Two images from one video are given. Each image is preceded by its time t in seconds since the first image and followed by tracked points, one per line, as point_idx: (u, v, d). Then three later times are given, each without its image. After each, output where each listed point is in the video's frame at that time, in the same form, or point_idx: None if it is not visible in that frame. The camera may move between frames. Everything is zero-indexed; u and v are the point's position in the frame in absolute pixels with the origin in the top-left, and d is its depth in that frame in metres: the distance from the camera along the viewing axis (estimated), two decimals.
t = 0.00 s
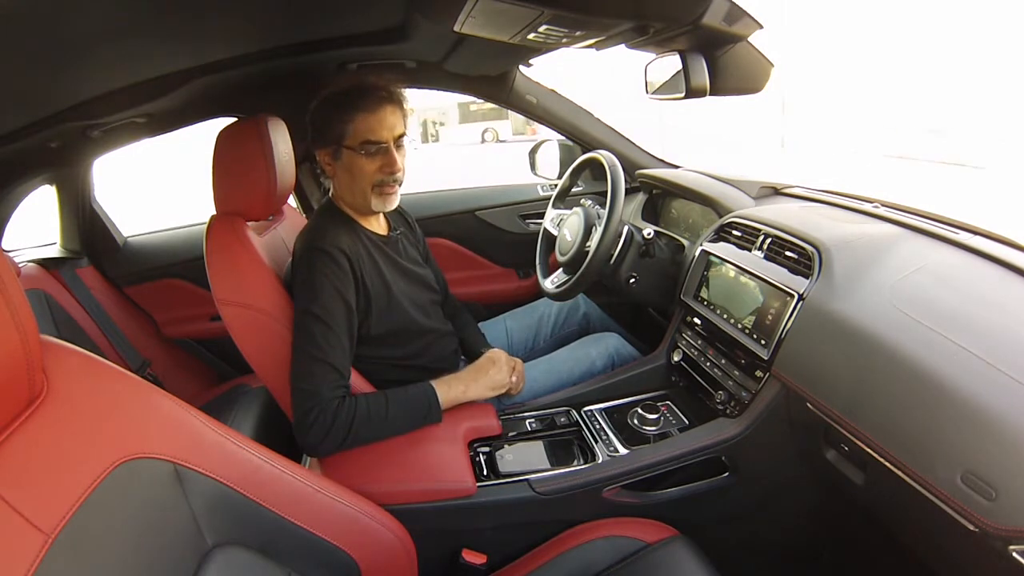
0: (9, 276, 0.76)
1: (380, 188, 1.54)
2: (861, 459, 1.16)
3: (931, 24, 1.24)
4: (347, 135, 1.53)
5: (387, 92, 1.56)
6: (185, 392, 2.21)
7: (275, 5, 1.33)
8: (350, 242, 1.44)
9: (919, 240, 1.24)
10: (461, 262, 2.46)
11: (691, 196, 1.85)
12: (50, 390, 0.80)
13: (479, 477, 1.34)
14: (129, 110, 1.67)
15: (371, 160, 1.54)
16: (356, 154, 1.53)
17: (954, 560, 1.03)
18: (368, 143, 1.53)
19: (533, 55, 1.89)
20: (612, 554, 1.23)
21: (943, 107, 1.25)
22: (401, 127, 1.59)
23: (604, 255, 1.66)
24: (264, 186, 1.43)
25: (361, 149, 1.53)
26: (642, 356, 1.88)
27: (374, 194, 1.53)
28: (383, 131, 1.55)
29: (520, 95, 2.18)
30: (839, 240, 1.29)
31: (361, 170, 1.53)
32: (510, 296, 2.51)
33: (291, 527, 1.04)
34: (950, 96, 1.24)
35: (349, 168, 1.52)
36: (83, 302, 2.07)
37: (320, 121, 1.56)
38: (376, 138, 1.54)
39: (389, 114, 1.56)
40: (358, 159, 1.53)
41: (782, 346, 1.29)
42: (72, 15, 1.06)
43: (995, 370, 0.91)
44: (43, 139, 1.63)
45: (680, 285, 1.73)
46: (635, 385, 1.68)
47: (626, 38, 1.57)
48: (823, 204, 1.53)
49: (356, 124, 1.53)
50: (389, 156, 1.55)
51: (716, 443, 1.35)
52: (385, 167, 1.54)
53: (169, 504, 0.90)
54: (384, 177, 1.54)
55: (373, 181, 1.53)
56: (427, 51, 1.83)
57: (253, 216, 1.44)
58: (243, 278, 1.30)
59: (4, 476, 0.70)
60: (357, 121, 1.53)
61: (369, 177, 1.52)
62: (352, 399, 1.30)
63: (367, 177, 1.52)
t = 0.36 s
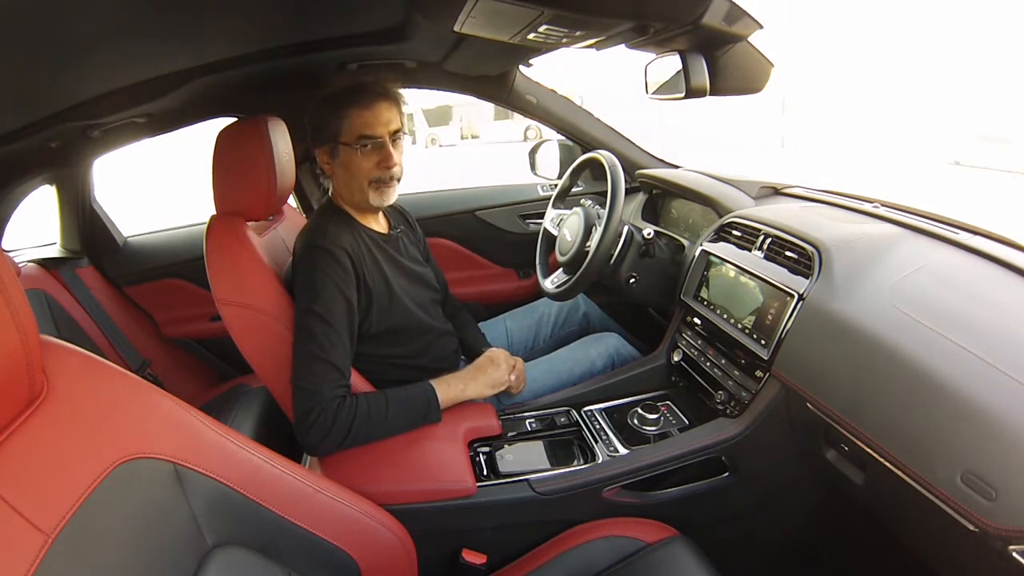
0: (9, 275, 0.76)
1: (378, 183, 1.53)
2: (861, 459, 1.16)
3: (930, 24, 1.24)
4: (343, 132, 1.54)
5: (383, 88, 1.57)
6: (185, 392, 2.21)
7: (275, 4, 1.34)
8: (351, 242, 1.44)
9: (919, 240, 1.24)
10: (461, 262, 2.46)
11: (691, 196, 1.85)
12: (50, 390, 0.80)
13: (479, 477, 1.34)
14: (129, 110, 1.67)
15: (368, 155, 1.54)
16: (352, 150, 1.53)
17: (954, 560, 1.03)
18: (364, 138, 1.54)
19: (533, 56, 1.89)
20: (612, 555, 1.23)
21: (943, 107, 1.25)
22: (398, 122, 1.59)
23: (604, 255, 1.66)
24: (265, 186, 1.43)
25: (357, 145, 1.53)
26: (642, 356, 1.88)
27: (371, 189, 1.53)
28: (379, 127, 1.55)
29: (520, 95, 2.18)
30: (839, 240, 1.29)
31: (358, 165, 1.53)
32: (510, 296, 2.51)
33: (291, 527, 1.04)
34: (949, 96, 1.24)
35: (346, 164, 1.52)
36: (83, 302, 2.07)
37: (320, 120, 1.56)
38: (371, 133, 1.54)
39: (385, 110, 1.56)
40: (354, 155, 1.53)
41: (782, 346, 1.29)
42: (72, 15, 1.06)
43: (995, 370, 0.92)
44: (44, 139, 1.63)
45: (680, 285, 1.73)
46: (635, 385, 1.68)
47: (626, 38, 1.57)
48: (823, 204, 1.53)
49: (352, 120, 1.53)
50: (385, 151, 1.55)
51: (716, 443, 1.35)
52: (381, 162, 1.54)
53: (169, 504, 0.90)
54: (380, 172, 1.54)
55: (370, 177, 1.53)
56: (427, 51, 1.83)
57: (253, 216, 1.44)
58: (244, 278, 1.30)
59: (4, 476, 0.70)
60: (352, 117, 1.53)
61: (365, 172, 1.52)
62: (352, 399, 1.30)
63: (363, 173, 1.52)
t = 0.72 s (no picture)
0: (9, 275, 0.76)
1: (376, 186, 1.53)
2: (861, 459, 1.16)
3: (930, 24, 1.24)
4: (343, 134, 1.54)
5: (385, 91, 1.57)
6: (185, 392, 2.21)
7: (275, 4, 1.33)
8: (350, 242, 1.44)
9: (919, 240, 1.24)
10: (461, 262, 2.46)
11: (692, 196, 1.85)
12: (50, 390, 0.80)
13: (479, 477, 1.34)
14: (129, 110, 1.67)
15: (367, 158, 1.54)
16: (352, 151, 1.53)
17: (953, 559, 1.03)
18: (364, 141, 1.54)
19: (533, 55, 1.89)
20: (612, 555, 1.23)
21: (943, 106, 1.25)
22: (399, 126, 1.59)
23: (604, 255, 1.66)
24: (265, 186, 1.43)
25: (357, 147, 1.54)
26: (642, 356, 1.88)
27: (369, 193, 1.53)
28: (379, 130, 1.55)
29: (520, 95, 2.18)
30: (839, 240, 1.29)
31: (357, 168, 1.53)
32: (510, 296, 2.51)
33: (291, 527, 1.04)
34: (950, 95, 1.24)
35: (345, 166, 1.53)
36: (83, 302, 2.07)
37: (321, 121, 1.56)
38: (371, 136, 1.54)
39: (386, 113, 1.55)
40: (353, 157, 1.53)
41: (782, 346, 1.29)
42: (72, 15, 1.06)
43: (995, 370, 0.92)
44: (44, 139, 1.63)
45: (680, 285, 1.73)
46: (635, 385, 1.68)
47: (626, 38, 1.57)
48: (823, 204, 1.53)
49: (352, 122, 1.53)
50: (384, 155, 1.55)
51: (715, 443, 1.35)
52: (380, 166, 1.54)
53: (169, 504, 0.90)
54: (379, 176, 1.54)
55: (369, 180, 1.53)
56: (427, 51, 1.83)
57: (253, 216, 1.44)
58: (244, 278, 1.30)
59: (4, 476, 0.70)
60: (352, 118, 1.53)
61: (364, 175, 1.52)
62: (352, 399, 1.30)
63: (362, 176, 1.52)
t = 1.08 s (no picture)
0: (9, 275, 0.76)
1: (377, 184, 1.53)
2: (861, 459, 1.16)
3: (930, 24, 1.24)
4: (344, 132, 1.54)
5: (385, 90, 1.57)
6: (185, 392, 2.21)
7: (275, 4, 1.33)
8: (350, 242, 1.44)
9: (919, 240, 1.25)
10: (461, 262, 2.46)
11: (691, 196, 1.85)
12: (50, 390, 0.80)
13: (479, 477, 1.34)
14: (129, 110, 1.67)
15: (368, 156, 1.54)
16: (352, 150, 1.53)
17: (953, 559, 1.03)
18: (365, 139, 1.54)
19: (533, 55, 1.89)
20: (612, 555, 1.23)
21: (943, 106, 1.25)
22: (399, 124, 1.59)
23: (604, 255, 1.66)
24: (265, 186, 1.43)
25: (358, 145, 1.54)
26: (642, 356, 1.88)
27: (370, 191, 1.53)
28: (379, 128, 1.55)
29: (520, 95, 2.19)
30: (839, 240, 1.29)
31: (358, 166, 1.53)
32: (510, 296, 2.51)
33: (291, 527, 1.04)
34: (949, 95, 1.24)
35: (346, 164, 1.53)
36: (83, 303, 2.07)
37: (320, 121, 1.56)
38: (372, 134, 1.54)
39: (386, 112, 1.55)
40: (354, 155, 1.53)
41: (782, 346, 1.29)
42: (72, 15, 1.06)
43: (995, 370, 0.92)
44: (44, 139, 1.63)
45: (680, 285, 1.73)
46: (635, 385, 1.68)
47: (626, 38, 1.57)
48: (823, 204, 1.53)
49: (353, 121, 1.53)
50: (385, 153, 1.55)
51: (715, 443, 1.35)
52: (381, 164, 1.54)
53: (169, 504, 0.90)
54: (379, 174, 1.54)
55: (370, 178, 1.53)
56: (427, 51, 1.83)
57: (253, 216, 1.44)
58: (244, 278, 1.30)
59: (4, 476, 0.70)
60: (353, 117, 1.53)
61: (364, 173, 1.52)
62: (352, 399, 1.30)
63: (363, 174, 1.52)
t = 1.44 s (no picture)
0: (9, 275, 0.76)
1: (400, 178, 1.56)
2: (861, 458, 1.16)
3: (930, 24, 1.24)
4: (364, 129, 1.52)
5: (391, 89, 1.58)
6: (185, 392, 2.21)
7: (275, 4, 1.33)
8: (350, 242, 1.44)
9: (919, 240, 1.25)
10: (461, 262, 2.46)
11: (691, 196, 1.85)
12: (50, 390, 0.80)
13: (479, 477, 1.34)
14: (129, 110, 1.67)
15: (388, 151, 1.54)
16: (374, 146, 1.53)
17: (954, 559, 1.03)
18: (385, 135, 1.54)
19: (533, 56, 1.89)
20: (612, 555, 1.23)
21: (942, 106, 1.25)
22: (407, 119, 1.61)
23: (604, 255, 1.66)
24: (266, 186, 1.43)
25: (379, 141, 1.53)
26: (642, 356, 1.88)
27: (393, 184, 1.55)
28: (397, 123, 1.56)
29: (520, 95, 2.19)
30: (839, 240, 1.29)
31: (380, 161, 1.53)
32: (510, 296, 2.51)
33: (291, 527, 1.04)
34: (948, 95, 1.24)
35: (367, 161, 1.52)
36: (83, 303, 2.07)
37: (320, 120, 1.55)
38: (391, 129, 1.55)
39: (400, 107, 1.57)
40: (376, 151, 1.53)
41: (782, 346, 1.29)
42: (71, 15, 1.06)
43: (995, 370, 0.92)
44: (44, 139, 1.63)
45: (680, 285, 1.73)
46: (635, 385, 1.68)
47: (626, 37, 1.57)
48: (823, 204, 1.54)
49: (372, 117, 1.53)
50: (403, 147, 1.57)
51: (715, 443, 1.35)
52: (401, 157, 1.56)
53: (169, 504, 0.90)
54: (400, 167, 1.56)
55: (393, 172, 1.54)
56: (427, 51, 1.84)
57: (253, 216, 1.44)
58: (244, 278, 1.30)
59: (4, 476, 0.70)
60: (372, 113, 1.53)
61: (388, 167, 1.53)
62: (352, 399, 1.30)
63: (386, 169, 1.53)
